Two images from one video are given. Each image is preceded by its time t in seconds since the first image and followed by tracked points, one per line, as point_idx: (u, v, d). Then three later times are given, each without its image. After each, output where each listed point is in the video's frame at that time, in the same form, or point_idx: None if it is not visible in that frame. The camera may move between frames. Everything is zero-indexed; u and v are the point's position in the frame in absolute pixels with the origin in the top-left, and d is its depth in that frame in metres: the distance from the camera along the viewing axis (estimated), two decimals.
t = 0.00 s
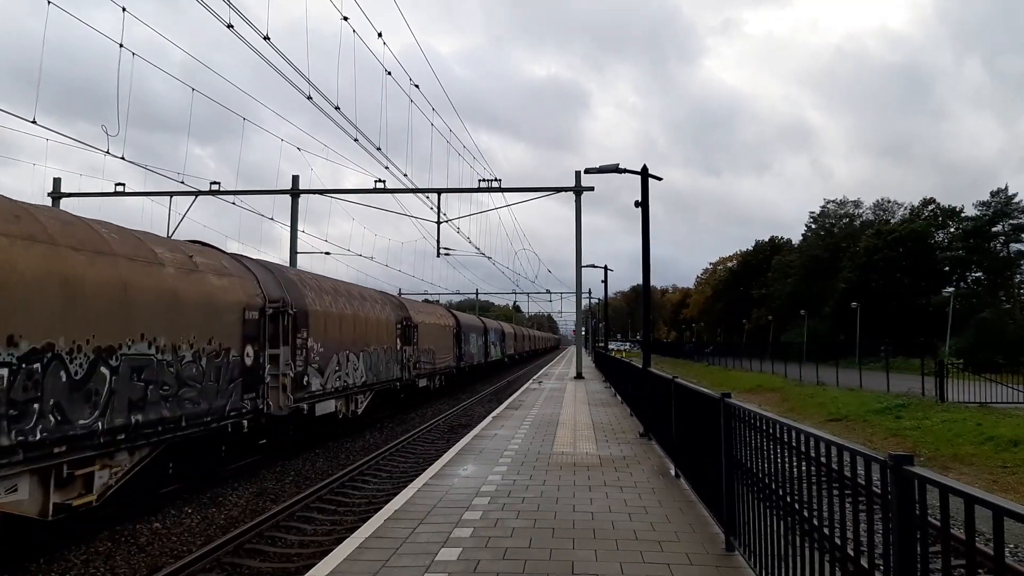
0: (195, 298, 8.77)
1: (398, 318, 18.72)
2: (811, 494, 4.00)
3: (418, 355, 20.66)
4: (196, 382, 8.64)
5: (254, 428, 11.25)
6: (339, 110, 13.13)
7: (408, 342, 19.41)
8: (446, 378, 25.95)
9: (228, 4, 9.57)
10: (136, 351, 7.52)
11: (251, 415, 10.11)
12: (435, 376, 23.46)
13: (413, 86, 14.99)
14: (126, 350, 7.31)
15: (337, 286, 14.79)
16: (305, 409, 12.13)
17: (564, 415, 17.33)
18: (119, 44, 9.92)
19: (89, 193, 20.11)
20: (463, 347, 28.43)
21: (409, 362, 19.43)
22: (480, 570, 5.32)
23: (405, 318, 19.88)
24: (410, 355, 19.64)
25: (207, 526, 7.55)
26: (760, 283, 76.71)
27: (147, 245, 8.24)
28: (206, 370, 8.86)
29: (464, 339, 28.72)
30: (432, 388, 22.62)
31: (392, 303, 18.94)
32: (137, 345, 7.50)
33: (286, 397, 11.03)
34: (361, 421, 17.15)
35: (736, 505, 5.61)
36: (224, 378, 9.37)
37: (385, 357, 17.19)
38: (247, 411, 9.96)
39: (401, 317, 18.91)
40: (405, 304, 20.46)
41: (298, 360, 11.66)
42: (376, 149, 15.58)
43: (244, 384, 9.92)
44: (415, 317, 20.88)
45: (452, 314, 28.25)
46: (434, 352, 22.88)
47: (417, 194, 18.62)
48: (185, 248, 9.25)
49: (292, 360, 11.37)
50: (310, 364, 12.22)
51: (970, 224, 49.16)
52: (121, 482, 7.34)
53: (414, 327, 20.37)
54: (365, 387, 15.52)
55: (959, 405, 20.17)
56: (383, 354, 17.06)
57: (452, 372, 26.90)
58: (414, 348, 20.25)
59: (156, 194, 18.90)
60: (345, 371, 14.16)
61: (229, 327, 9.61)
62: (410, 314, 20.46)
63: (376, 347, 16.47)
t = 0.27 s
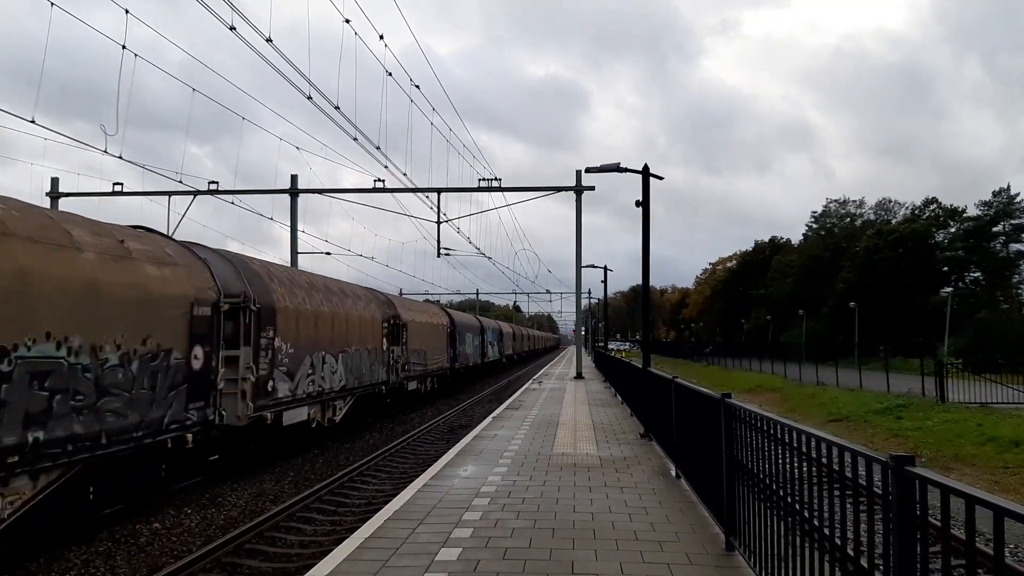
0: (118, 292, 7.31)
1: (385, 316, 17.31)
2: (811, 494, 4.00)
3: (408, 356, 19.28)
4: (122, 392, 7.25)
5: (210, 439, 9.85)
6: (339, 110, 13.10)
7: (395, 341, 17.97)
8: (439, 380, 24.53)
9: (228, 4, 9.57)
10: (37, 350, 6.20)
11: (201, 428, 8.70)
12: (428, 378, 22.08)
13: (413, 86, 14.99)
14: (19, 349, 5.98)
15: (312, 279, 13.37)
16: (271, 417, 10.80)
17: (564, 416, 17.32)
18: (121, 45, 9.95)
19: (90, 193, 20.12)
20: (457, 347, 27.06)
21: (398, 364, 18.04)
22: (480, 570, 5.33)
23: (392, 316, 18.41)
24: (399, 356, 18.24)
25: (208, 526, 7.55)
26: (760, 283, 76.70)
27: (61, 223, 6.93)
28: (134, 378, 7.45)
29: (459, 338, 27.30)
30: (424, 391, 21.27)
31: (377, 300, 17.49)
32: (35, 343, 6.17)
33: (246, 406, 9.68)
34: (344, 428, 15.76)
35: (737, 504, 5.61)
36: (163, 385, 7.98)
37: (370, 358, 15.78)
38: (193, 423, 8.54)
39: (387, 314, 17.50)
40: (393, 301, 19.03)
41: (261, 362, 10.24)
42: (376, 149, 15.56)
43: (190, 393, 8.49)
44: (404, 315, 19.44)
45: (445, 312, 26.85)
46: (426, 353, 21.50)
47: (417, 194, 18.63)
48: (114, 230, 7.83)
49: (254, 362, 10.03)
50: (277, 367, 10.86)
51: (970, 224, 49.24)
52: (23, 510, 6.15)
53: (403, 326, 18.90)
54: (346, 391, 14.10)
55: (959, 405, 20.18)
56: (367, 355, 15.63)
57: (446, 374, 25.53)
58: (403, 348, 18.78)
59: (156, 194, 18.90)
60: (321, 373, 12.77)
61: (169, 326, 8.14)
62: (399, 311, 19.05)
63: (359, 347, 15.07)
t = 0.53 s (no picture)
0: (13, 279, 5.89)
1: (369, 314, 15.93)
2: (810, 493, 4.06)
3: (394, 358, 17.92)
4: (13, 404, 5.82)
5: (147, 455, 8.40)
6: (340, 111, 13.19)
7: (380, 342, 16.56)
8: (429, 383, 23.16)
9: (229, 5, 9.65)
10: None
11: (127, 447, 7.21)
12: (417, 381, 20.75)
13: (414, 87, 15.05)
14: None
15: (283, 272, 11.99)
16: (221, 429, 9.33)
17: (564, 416, 17.38)
18: (124, 46, 10.03)
19: (92, 193, 20.19)
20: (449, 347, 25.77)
21: (382, 366, 16.65)
22: (482, 566, 5.40)
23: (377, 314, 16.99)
24: (384, 358, 16.86)
25: (210, 525, 7.62)
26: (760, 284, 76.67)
27: None
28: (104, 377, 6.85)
29: (451, 337, 25.97)
30: (413, 395, 19.98)
31: (361, 297, 16.10)
32: None
33: (191, 417, 8.35)
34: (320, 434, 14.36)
35: (736, 503, 5.67)
36: (72, 397, 6.48)
37: (351, 360, 14.40)
38: (117, 440, 7.07)
39: (372, 312, 16.11)
40: (379, 297, 17.62)
41: (210, 367, 8.84)
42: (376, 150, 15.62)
43: (111, 404, 6.99)
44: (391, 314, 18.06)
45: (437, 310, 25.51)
46: (415, 354, 20.15)
47: (418, 195, 18.69)
48: (15, 205, 6.42)
49: (202, 365, 8.66)
50: (230, 371, 9.43)
51: (969, 225, 48.82)
52: None
53: (389, 325, 17.52)
54: (322, 397, 12.73)
55: (958, 406, 20.19)
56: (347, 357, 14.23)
57: (437, 376, 24.21)
58: (389, 349, 17.41)
59: (157, 195, 18.96)
60: (289, 378, 11.37)
61: (88, 322, 6.66)
62: (386, 309, 17.65)
63: (338, 348, 13.68)
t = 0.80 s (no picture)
0: None
1: (346, 313, 14.87)
2: (811, 493, 4.01)
3: (377, 359, 16.88)
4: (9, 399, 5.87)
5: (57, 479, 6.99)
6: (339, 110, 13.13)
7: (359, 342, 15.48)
8: (417, 385, 22.12)
9: (227, 4, 9.58)
10: None
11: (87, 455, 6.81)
12: (403, 384, 19.71)
13: (413, 86, 15.00)
14: None
15: (241, 264, 10.74)
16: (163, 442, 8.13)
17: (564, 416, 17.33)
18: (121, 45, 9.96)
19: (89, 192, 20.10)
20: (440, 347, 24.78)
21: (362, 368, 15.63)
22: (480, 569, 5.33)
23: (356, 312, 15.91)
24: (364, 359, 15.82)
25: (208, 526, 7.56)
26: (760, 284, 76.65)
27: None
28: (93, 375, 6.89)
29: (442, 337, 24.92)
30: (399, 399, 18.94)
31: (339, 294, 15.06)
32: None
33: (120, 432, 7.15)
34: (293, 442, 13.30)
35: (736, 504, 5.61)
36: None
37: (325, 362, 13.33)
38: (17, 460, 6.02)
39: (348, 310, 14.89)
40: (360, 294, 16.57)
41: (145, 371, 7.58)
42: (375, 149, 15.56)
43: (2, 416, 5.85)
44: (372, 312, 16.97)
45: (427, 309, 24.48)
46: (400, 355, 19.10)
47: (417, 194, 18.62)
48: None
49: (138, 369, 7.49)
50: (174, 375, 8.18)
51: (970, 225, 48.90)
52: None
53: (370, 324, 16.47)
54: (291, 403, 11.63)
55: (959, 405, 20.17)
56: (320, 358, 13.13)
57: (427, 377, 23.16)
58: (369, 350, 16.21)
59: (156, 194, 18.88)
60: (249, 382, 10.17)
61: None
62: (367, 308, 16.59)
63: (308, 348, 12.49)
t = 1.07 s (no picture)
0: None
1: (323, 309, 13.09)
2: (811, 493, 4.00)
3: (361, 362, 15.09)
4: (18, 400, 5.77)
5: None
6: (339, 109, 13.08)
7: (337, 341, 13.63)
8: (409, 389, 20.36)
9: (227, 4, 9.55)
10: None
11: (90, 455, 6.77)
12: (393, 388, 17.94)
13: (413, 86, 14.96)
14: None
15: (188, 250, 9.22)
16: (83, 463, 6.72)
17: (564, 416, 17.31)
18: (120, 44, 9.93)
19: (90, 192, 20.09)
20: (436, 347, 23.24)
21: (341, 372, 13.80)
22: (480, 570, 5.33)
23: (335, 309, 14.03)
24: (343, 362, 13.99)
25: (207, 526, 7.56)
26: (760, 283, 76.62)
27: None
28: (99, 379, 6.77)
29: (437, 337, 23.37)
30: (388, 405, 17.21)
31: (312, 288, 13.14)
32: None
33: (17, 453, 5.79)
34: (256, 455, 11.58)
35: (737, 504, 5.61)
36: None
37: (295, 364, 11.63)
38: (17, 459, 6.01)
39: (327, 305, 13.29)
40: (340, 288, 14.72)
41: (50, 378, 6.13)
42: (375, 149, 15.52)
43: None
44: (356, 308, 15.13)
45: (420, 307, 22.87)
46: (389, 356, 17.27)
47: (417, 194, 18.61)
48: None
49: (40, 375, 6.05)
50: (91, 383, 6.70)
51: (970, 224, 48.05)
52: None
53: (352, 322, 14.61)
54: (251, 412, 10.08)
55: (959, 405, 20.16)
56: (289, 360, 11.45)
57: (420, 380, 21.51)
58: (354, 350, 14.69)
59: (156, 194, 18.87)
60: (200, 388, 8.70)
61: None
62: (349, 303, 14.75)
63: (277, 348, 11.00)
